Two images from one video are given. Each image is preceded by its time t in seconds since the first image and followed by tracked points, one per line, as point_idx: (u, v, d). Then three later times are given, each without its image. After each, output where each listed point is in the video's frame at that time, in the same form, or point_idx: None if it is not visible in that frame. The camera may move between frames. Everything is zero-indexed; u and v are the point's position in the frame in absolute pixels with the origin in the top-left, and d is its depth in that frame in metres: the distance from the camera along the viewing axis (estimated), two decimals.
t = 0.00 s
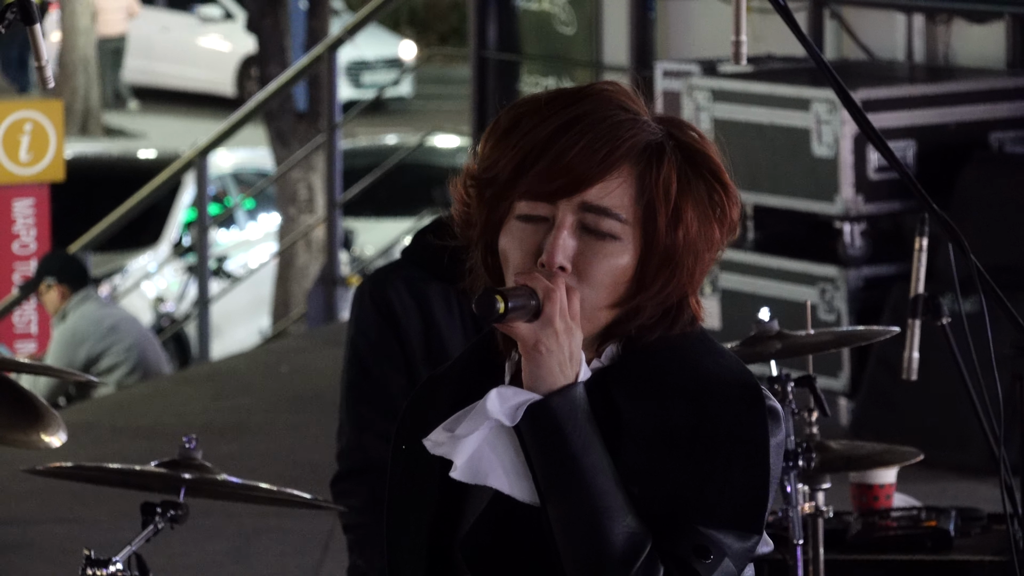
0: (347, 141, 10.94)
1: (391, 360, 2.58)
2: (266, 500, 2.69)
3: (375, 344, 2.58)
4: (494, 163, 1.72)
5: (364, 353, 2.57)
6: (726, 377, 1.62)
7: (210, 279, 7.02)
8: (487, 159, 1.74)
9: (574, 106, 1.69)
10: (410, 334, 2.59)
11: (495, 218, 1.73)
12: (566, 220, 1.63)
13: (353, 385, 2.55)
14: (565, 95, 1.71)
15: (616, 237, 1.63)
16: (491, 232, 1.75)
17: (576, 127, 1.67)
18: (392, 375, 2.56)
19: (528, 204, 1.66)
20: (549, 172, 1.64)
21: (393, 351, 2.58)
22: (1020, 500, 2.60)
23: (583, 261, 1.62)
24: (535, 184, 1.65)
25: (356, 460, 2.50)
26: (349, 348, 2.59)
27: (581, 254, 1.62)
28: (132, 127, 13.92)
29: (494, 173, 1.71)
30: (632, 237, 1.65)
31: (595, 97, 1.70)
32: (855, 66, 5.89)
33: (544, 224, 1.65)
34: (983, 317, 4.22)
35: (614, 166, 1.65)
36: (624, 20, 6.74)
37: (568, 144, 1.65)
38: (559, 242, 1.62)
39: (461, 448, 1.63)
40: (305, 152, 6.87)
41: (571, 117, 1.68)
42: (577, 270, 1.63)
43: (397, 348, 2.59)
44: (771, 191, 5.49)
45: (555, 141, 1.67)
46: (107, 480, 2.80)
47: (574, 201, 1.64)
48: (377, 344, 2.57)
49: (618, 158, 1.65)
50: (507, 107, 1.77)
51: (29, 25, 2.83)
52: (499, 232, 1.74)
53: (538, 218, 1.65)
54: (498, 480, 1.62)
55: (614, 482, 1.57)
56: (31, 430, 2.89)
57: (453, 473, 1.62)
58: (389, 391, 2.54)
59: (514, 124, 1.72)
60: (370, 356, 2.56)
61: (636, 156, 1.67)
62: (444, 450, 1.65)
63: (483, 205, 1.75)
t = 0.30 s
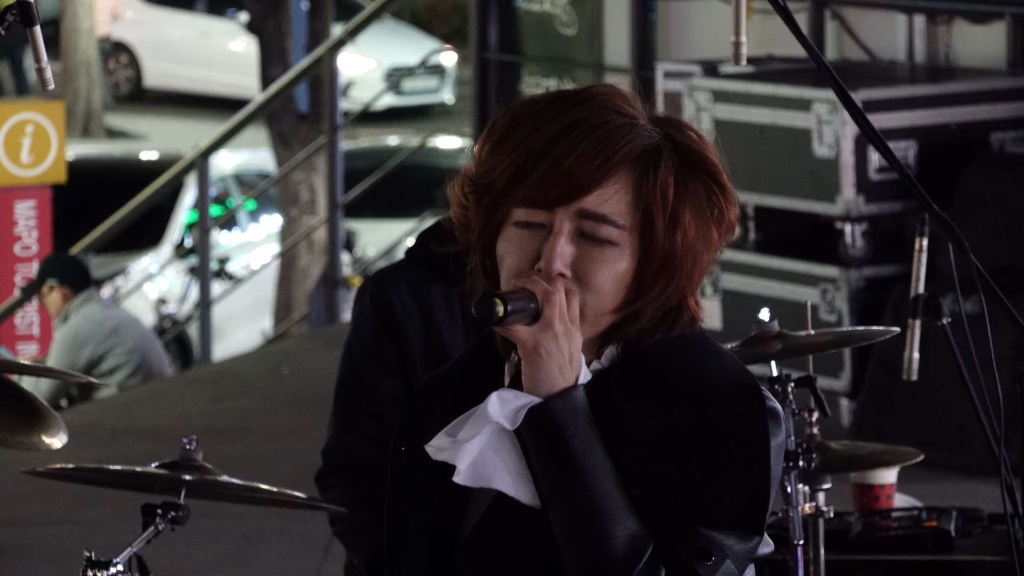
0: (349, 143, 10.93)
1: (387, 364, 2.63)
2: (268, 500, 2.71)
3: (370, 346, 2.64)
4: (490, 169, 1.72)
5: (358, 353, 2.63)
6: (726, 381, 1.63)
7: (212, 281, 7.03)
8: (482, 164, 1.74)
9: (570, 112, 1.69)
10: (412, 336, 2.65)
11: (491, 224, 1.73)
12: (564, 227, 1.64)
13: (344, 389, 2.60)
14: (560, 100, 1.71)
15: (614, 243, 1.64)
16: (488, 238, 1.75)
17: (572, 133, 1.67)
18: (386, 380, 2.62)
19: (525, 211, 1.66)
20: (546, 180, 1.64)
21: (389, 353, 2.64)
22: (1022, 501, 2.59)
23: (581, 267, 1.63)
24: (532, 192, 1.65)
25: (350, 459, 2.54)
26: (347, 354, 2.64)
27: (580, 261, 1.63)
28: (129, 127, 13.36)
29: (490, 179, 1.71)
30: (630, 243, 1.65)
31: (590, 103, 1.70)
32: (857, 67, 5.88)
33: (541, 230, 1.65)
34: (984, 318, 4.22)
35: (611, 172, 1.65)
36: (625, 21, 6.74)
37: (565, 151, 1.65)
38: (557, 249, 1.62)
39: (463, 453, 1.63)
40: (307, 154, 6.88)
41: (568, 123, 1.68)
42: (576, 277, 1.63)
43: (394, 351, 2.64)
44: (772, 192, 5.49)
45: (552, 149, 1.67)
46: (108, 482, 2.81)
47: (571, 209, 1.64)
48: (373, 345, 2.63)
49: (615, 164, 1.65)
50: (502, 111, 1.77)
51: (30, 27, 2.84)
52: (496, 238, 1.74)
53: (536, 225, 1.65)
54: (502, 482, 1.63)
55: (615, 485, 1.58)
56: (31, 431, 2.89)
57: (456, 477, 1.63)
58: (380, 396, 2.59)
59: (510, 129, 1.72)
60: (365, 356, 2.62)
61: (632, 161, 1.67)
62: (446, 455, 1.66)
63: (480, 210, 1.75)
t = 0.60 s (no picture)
0: (351, 143, 10.94)
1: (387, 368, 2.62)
2: (268, 501, 2.70)
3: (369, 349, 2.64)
4: (488, 169, 1.73)
5: (359, 356, 2.65)
6: (723, 380, 1.63)
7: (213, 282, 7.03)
8: (481, 164, 1.75)
9: (569, 111, 1.70)
10: (413, 335, 2.63)
11: (490, 224, 1.74)
12: (562, 227, 1.65)
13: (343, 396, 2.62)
14: (558, 100, 1.71)
15: (614, 243, 1.65)
16: (487, 238, 1.76)
17: (570, 133, 1.68)
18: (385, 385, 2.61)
19: (523, 211, 1.67)
20: (545, 180, 1.65)
21: (389, 355, 2.64)
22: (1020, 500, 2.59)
23: (580, 267, 1.64)
24: (530, 193, 1.66)
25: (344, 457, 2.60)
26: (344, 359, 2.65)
27: (579, 261, 1.64)
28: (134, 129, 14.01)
29: (489, 179, 1.72)
30: (628, 244, 1.66)
31: (588, 102, 1.70)
32: (857, 66, 5.88)
33: (541, 230, 1.67)
34: (986, 319, 4.22)
35: (609, 173, 1.66)
36: (627, 20, 6.75)
37: (564, 151, 1.66)
38: (556, 250, 1.64)
39: (462, 455, 1.65)
40: (308, 154, 6.87)
41: (566, 123, 1.69)
42: (575, 277, 1.65)
43: (393, 352, 2.64)
44: (773, 192, 5.49)
45: (550, 149, 1.67)
46: (108, 483, 2.80)
47: (570, 209, 1.65)
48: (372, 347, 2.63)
49: (614, 164, 1.66)
50: (501, 110, 1.78)
51: (29, 29, 2.84)
52: (495, 238, 1.76)
53: (535, 225, 1.67)
54: (500, 484, 1.64)
55: (612, 487, 1.58)
56: (31, 432, 2.89)
57: (454, 480, 1.64)
58: (378, 401, 2.59)
59: (508, 128, 1.73)
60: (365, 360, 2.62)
61: (631, 161, 1.68)
62: (443, 458, 1.68)
63: (479, 210, 1.76)
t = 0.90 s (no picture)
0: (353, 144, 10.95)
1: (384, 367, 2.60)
2: (270, 502, 2.70)
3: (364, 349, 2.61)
4: (488, 169, 1.74)
5: (355, 357, 2.61)
6: (723, 381, 1.64)
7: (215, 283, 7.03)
8: (482, 164, 1.76)
9: (569, 112, 1.70)
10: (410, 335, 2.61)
11: (491, 224, 1.75)
12: (562, 226, 1.65)
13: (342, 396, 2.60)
14: (558, 99, 1.72)
15: (614, 243, 1.66)
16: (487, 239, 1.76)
17: (570, 133, 1.68)
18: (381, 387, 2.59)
19: (524, 211, 1.68)
20: (544, 181, 1.66)
21: (387, 355, 2.61)
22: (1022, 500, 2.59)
23: (581, 267, 1.64)
24: (530, 193, 1.67)
25: (342, 455, 2.56)
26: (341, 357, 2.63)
27: (579, 261, 1.65)
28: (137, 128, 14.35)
29: (489, 179, 1.73)
30: (629, 243, 1.67)
31: (588, 101, 1.71)
32: (858, 67, 5.88)
33: (541, 230, 1.67)
34: (987, 320, 4.22)
35: (609, 173, 1.66)
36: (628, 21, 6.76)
37: (564, 151, 1.66)
38: (556, 249, 1.64)
39: (466, 459, 1.65)
40: (310, 155, 6.87)
41: (566, 123, 1.69)
42: (575, 276, 1.65)
43: (391, 352, 2.61)
44: (774, 193, 5.49)
45: (550, 149, 1.68)
46: (109, 484, 2.80)
47: (570, 209, 1.65)
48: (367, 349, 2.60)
49: (614, 164, 1.67)
50: (500, 110, 1.79)
51: (31, 29, 2.85)
52: (496, 238, 1.76)
53: (535, 226, 1.67)
54: (508, 483, 1.65)
55: (613, 490, 1.59)
56: (33, 433, 2.89)
57: (461, 484, 1.65)
58: (373, 403, 2.56)
59: (509, 128, 1.74)
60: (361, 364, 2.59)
61: (631, 161, 1.68)
62: (447, 463, 1.68)
63: (480, 211, 1.76)
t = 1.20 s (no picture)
0: (354, 147, 10.97)
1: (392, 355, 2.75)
2: (271, 504, 2.69)
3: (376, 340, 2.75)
4: (488, 171, 1.74)
5: (362, 353, 2.75)
6: (725, 384, 1.64)
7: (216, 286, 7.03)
8: (481, 167, 1.76)
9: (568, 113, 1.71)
10: (411, 334, 2.73)
11: (491, 226, 1.75)
12: (563, 227, 1.65)
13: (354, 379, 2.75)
14: (557, 102, 1.73)
15: (614, 244, 1.66)
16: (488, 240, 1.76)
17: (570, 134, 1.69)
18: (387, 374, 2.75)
19: (524, 213, 1.68)
20: (545, 182, 1.66)
21: (391, 354, 2.75)
22: (1023, 502, 2.59)
23: (582, 268, 1.64)
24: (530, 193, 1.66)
25: (354, 437, 2.77)
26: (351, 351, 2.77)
27: (580, 262, 1.65)
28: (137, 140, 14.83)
29: (489, 182, 1.73)
30: (629, 243, 1.67)
31: (588, 103, 1.72)
32: (859, 70, 5.89)
33: (541, 231, 1.67)
34: (989, 322, 4.22)
35: (609, 173, 1.67)
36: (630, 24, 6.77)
37: (564, 153, 1.67)
38: (557, 250, 1.64)
39: (467, 465, 1.64)
40: (311, 158, 6.87)
41: (566, 125, 1.70)
42: (576, 278, 1.65)
43: (395, 350, 2.75)
44: (777, 196, 5.48)
45: (550, 150, 1.68)
46: (111, 486, 2.80)
47: (571, 210, 1.65)
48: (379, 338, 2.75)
49: (614, 165, 1.67)
50: (499, 113, 1.79)
51: (33, 32, 2.85)
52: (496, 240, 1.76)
53: (535, 227, 1.67)
54: (509, 489, 1.64)
55: (616, 493, 1.59)
56: (35, 435, 2.90)
57: (462, 489, 1.64)
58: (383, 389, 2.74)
59: (509, 130, 1.74)
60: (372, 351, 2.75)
61: (631, 162, 1.69)
62: (450, 469, 1.67)
63: (480, 213, 1.76)
